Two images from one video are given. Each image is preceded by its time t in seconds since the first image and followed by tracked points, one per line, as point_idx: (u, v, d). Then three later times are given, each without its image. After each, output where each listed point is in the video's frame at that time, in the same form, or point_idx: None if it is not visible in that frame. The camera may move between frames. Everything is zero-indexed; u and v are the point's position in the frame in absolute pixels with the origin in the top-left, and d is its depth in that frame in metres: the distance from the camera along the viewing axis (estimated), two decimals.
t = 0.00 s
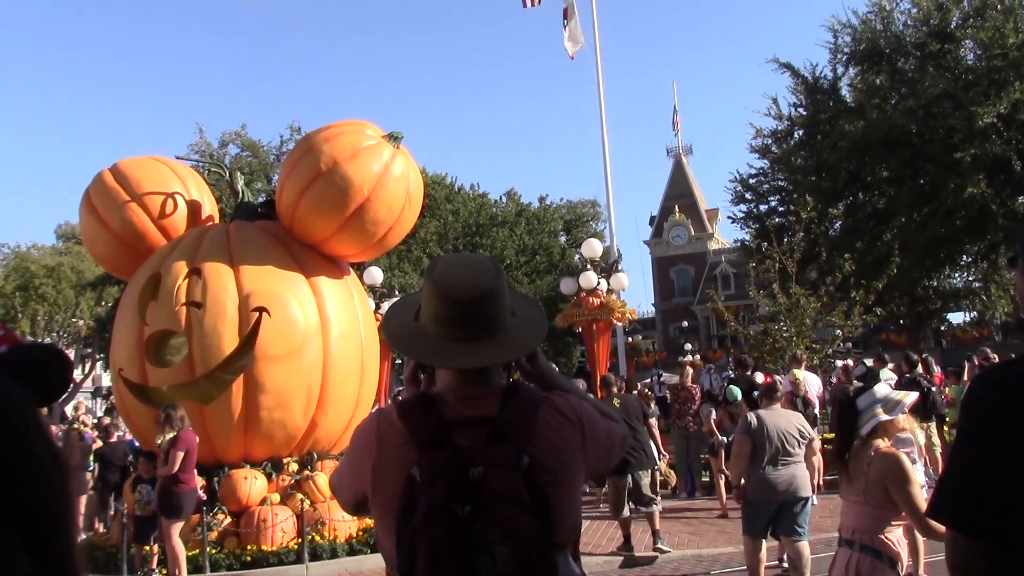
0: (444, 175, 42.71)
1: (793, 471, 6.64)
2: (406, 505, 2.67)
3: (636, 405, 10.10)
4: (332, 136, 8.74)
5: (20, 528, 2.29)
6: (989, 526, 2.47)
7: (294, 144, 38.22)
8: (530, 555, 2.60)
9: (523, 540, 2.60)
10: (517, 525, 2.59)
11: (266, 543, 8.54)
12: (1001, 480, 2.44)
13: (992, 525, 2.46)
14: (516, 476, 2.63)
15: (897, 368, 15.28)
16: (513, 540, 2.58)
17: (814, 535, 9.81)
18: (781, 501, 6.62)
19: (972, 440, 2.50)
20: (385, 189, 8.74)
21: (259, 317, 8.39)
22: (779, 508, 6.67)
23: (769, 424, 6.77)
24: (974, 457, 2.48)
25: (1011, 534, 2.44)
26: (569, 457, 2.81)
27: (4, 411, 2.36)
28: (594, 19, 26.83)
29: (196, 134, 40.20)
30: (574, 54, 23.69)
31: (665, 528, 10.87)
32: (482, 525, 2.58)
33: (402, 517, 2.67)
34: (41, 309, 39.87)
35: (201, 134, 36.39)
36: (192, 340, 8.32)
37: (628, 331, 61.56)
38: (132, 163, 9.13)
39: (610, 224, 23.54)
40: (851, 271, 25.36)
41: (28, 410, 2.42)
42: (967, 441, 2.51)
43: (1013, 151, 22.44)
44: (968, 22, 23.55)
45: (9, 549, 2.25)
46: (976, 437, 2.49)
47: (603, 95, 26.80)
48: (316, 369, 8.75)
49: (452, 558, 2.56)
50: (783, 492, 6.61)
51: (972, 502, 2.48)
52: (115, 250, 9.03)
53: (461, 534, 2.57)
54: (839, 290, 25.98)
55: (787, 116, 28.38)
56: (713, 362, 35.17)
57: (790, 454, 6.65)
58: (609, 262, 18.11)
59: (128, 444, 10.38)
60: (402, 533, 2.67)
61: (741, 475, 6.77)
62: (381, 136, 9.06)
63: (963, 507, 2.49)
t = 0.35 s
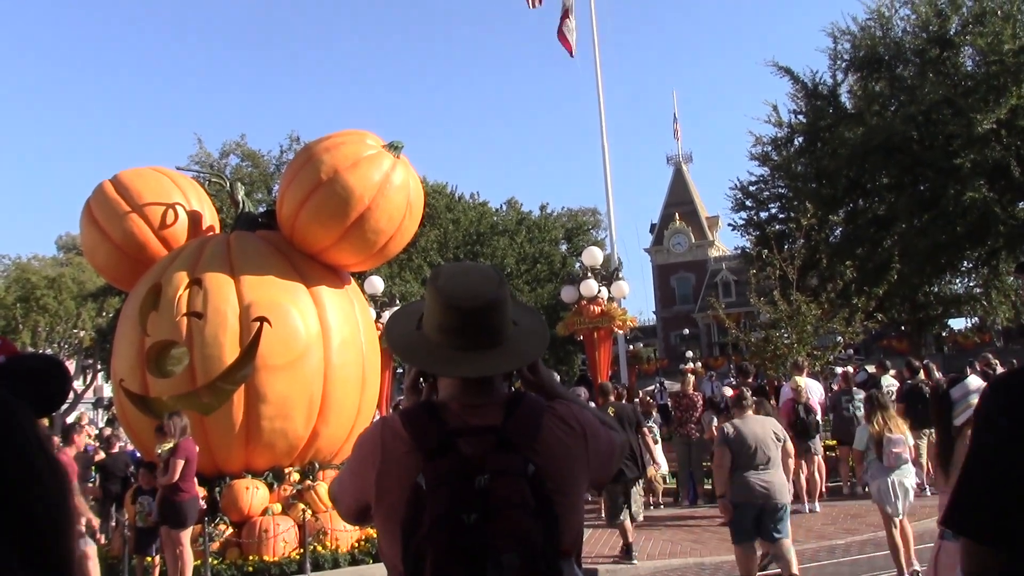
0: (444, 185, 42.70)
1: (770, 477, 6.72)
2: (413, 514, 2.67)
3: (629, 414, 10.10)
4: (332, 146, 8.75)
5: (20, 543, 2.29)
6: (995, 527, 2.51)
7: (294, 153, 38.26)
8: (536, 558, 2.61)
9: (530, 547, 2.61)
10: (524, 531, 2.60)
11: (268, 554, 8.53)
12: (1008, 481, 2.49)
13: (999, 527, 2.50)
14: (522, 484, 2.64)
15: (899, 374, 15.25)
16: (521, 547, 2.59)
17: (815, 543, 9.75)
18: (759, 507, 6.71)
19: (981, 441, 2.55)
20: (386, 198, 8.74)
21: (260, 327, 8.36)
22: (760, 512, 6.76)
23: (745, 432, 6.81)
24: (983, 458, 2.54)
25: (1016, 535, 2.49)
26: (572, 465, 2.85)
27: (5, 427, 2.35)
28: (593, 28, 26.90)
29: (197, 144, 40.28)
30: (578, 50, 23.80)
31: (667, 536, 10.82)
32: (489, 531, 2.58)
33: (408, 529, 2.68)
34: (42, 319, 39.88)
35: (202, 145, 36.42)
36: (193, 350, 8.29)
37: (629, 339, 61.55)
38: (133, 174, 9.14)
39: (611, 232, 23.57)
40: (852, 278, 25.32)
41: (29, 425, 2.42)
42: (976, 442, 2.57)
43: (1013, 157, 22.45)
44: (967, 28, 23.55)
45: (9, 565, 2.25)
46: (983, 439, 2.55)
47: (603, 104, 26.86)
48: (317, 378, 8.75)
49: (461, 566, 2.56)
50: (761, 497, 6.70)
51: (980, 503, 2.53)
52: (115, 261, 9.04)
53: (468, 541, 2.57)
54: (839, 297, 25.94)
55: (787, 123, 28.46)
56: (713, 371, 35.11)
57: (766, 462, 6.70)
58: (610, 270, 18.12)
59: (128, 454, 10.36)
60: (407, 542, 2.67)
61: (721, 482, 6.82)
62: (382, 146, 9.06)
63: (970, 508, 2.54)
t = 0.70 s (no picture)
0: (446, 206, 42.79)
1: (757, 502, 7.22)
2: (418, 536, 2.67)
3: (627, 439, 10.23)
4: (335, 166, 8.30)
5: (17, 546, 2.44)
6: (1001, 547, 2.92)
7: (297, 175, 38.43)
8: None
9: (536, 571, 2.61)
10: (529, 553, 2.60)
11: None
12: (1010, 506, 2.92)
13: (1002, 548, 2.92)
14: (527, 506, 2.65)
15: (900, 400, 15.22)
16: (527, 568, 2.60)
17: (815, 569, 9.71)
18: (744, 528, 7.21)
19: (985, 473, 2.98)
20: (389, 220, 8.25)
21: (261, 348, 7.78)
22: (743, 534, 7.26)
23: (732, 455, 7.39)
24: (988, 488, 2.97)
25: (1017, 555, 2.89)
26: (575, 489, 2.86)
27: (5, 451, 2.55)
28: (596, 52, 27.14)
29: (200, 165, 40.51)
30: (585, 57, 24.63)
31: (666, 561, 10.76)
32: (492, 554, 2.57)
33: (412, 550, 2.67)
34: (43, 338, 39.91)
35: (204, 165, 36.60)
36: (193, 372, 7.74)
37: (629, 363, 61.45)
38: (135, 193, 8.60)
39: (612, 254, 23.64)
40: (853, 302, 25.27)
41: (28, 449, 2.61)
42: (979, 476, 3.00)
43: (1013, 184, 22.48)
44: (968, 55, 23.67)
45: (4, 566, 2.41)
46: (989, 472, 2.97)
47: (606, 127, 27.07)
48: (318, 401, 8.13)
49: None
50: (749, 522, 7.20)
51: (988, 526, 2.95)
52: (117, 282, 8.47)
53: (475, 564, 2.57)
54: (840, 321, 25.90)
55: (789, 148, 28.59)
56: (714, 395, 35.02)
57: (751, 486, 7.22)
58: (611, 293, 18.14)
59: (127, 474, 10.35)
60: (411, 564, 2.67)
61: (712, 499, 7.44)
62: (384, 167, 8.64)
63: (979, 531, 2.96)
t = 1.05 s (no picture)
0: (447, 227, 42.84)
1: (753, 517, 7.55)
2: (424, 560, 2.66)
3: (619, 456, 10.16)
4: (336, 188, 8.29)
5: (17, 554, 2.45)
6: (1002, 551, 2.99)
7: (298, 196, 38.54)
8: None
9: None
10: None
11: None
12: (1009, 511, 3.01)
13: (1001, 551, 3.00)
14: (532, 529, 2.68)
15: (902, 419, 15.19)
16: None
17: None
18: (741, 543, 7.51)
19: (986, 481, 3.08)
20: (390, 241, 8.25)
21: (263, 369, 7.72)
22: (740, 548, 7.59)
23: (732, 473, 7.65)
24: (987, 496, 3.07)
25: (1018, 558, 2.97)
26: (579, 511, 2.88)
27: (5, 462, 2.56)
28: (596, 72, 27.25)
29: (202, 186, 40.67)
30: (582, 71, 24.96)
31: None
32: None
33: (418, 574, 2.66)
34: (44, 360, 39.84)
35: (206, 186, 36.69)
36: (194, 394, 7.64)
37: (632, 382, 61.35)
38: (137, 215, 8.59)
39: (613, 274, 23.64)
40: (855, 320, 25.22)
41: (28, 464, 2.62)
42: (977, 484, 3.11)
43: (1014, 203, 22.48)
44: (967, 74, 23.78)
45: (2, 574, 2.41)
46: (988, 479, 3.08)
47: (606, 147, 27.16)
48: (319, 421, 8.07)
49: None
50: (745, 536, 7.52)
51: (989, 531, 3.03)
52: (119, 303, 8.42)
53: None
54: (843, 340, 25.84)
55: (788, 167, 28.70)
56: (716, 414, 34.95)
57: (747, 502, 7.54)
58: (612, 313, 18.15)
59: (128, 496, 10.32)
60: None
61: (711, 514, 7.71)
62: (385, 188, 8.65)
63: (980, 537, 3.05)
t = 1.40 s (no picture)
0: (449, 244, 42.94)
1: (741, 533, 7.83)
2: None
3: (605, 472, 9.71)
4: (339, 205, 8.30)
5: (16, 555, 2.46)
6: (1005, 565, 2.34)
7: (300, 212, 38.67)
8: None
9: None
10: None
11: None
12: (1015, 514, 2.36)
13: (1004, 563, 2.34)
14: (539, 547, 2.69)
15: (904, 439, 15.12)
16: None
17: None
18: (731, 560, 7.80)
19: (986, 472, 2.43)
20: (391, 258, 8.26)
21: (263, 385, 7.70)
22: (730, 568, 7.84)
23: (720, 494, 7.91)
24: (975, 497, 2.42)
25: None
26: (581, 532, 2.89)
27: (5, 470, 2.59)
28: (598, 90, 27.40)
29: (204, 202, 40.88)
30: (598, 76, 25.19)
31: None
32: None
33: None
34: (45, 375, 39.81)
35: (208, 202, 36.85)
36: (195, 409, 7.61)
37: (632, 400, 61.24)
38: (139, 230, 8.60)
39: (614, 292, 23.65)
40: (856, 339, 25.17)
41: (27, 473, 2.66)
42: (964, 480, 2.47)
43: (1015, 222, 22.45)
44: (967, 94, 23.86)
45: None
46: (989, 471, 2.43)
47: (608, 165, 27.26)
48: (320, 438, 8.05)
49: None
50: (733, 554, 7.80)
51: (990, 537, 2.37)
52: (121, 318, 8.42)
53: None
54: (844, 359, 25.82)
55: (789, 187, 28.79)
56: (716, 433, 34.85)
57: (735, 522, 7.85)
58: (613, 331, 18.12)
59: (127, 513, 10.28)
60: None
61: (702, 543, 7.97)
62: (387, 205, 8.67)
63: (976, 545, 2.38)
